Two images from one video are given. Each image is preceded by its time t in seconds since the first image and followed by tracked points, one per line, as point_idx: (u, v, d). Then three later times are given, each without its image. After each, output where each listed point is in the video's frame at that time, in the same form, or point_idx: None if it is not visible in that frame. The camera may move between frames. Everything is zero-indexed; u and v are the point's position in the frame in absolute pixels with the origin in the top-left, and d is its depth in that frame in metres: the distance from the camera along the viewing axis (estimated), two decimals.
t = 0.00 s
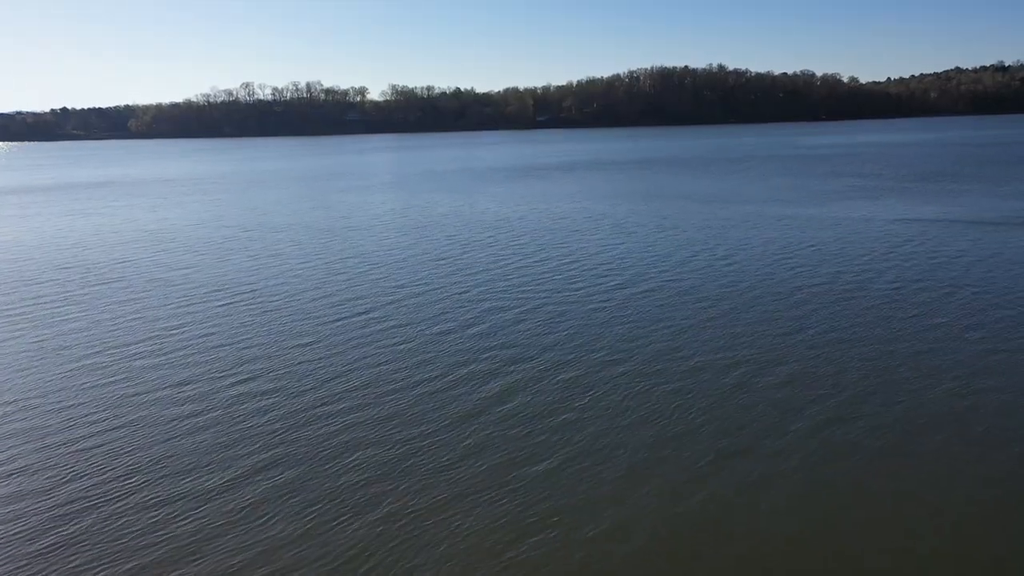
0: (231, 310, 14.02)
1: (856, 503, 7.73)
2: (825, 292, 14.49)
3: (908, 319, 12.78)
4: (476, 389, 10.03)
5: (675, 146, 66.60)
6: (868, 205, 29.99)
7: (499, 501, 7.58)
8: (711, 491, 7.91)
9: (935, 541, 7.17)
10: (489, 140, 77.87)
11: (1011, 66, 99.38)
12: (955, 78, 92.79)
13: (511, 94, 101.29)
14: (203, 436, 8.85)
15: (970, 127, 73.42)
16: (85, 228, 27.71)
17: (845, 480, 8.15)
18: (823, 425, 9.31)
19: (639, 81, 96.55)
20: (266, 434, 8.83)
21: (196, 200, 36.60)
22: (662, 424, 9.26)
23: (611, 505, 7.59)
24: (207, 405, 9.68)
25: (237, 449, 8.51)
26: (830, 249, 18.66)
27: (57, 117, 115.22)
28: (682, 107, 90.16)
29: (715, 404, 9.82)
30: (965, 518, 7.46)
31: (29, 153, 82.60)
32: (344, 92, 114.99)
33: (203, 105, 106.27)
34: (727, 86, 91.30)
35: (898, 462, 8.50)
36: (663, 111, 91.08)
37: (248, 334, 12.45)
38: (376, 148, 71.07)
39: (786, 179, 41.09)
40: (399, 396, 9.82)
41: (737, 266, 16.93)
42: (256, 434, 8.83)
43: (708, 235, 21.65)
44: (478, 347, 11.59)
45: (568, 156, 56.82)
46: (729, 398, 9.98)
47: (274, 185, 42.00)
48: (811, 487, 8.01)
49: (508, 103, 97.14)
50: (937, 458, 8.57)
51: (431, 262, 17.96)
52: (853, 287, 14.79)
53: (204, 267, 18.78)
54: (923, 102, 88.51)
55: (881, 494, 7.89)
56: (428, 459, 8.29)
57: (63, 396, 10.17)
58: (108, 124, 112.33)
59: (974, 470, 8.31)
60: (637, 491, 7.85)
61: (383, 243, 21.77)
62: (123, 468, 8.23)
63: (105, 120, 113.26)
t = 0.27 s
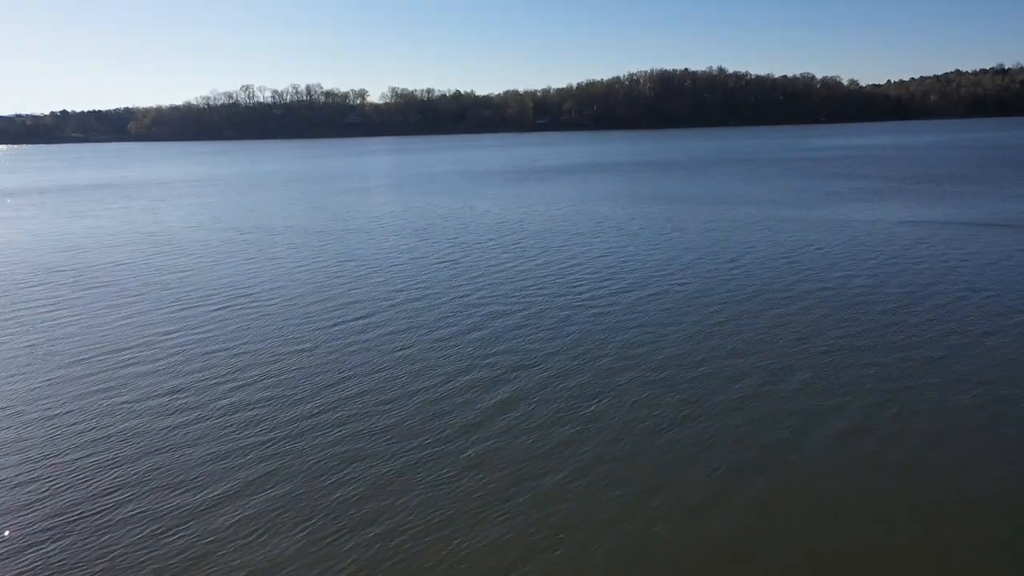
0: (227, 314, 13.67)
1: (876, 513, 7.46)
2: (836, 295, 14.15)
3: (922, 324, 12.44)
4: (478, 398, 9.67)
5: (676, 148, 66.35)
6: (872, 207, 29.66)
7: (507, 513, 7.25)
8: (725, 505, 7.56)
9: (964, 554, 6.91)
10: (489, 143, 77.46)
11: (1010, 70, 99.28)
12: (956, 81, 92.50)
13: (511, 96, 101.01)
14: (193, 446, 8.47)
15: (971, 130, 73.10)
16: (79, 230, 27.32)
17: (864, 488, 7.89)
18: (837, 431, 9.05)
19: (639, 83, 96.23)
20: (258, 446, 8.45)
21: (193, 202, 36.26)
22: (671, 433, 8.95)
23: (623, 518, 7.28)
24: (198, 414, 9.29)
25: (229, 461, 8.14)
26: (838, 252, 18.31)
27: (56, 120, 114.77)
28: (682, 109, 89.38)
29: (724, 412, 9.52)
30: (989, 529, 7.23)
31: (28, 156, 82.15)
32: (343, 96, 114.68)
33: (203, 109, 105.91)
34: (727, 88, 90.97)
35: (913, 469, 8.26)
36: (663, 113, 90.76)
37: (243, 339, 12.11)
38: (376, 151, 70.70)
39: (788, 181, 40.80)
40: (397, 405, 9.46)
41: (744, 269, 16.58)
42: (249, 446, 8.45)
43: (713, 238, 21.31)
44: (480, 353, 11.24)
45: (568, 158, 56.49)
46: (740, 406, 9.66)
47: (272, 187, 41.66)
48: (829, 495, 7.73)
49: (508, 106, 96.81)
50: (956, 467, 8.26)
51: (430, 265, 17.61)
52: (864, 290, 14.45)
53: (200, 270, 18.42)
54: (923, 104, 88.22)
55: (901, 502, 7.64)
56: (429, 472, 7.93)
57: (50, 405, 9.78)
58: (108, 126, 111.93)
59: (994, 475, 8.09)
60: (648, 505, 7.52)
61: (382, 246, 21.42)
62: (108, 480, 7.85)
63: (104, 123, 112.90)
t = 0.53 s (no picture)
0: (221, 319, 13.37)
1: (882, 519, 7.33)
2: (845, 299, 13.85)
3: (935, 330, 12.15)
4: (479, 406, 9.40)
5: (676, 150, 66.07)
6: (876, 209, 29.37)
7: (513, 529, 7.00)
8: (732, 516, 7.38)
9: (967, 556, 6.87)
10: (489, 145, 77.14)
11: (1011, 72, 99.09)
12: (955, 83, 92.18)
13: (511, 99, 100.79)
14: (183, 458, 8.17)
15: (971, 132, 72.85)
16: (75, 232, 26.99)
17: (870, 494, 7.74)
18: (843, 438, 8.85)
19: (639, 85, 96.01)
20: (250, 458, 8.15)
21: (190, 203, 35.98)
22: (675, 441, 8.71)
23: (632, 535, 7.04)
24: (189, 424, 8.98)
25: (220, 475, 7.84)
26: (845, 255, 18.00)
27: (57, 123, 113.90)
28: (682, 111, 89.41)
29: (730, 419, 9.28)
30: (993, 532, 7.17)
31: (27, 158, 81.93)
32: (344, 98, 114.38)
33: (202, 111, 105.70)
34: (727, 91, 90.74)
35: (916, 471, 8.16)
36: (663, 116, 90.50)
37: (237, 344, 11.81)
38: (376, 153, 70.52)
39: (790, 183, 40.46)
40: (395, 415, 9.16)
41: (750, 273, 16.27)
42: (241, 458, 8.15)
43: (717, 240, 21.00)
44: (480, 359, 10.95)
45: (567, 160, 56.20)
46: (746, 414, 9.41)
47: (271, 190, 41.35)
48: (837, 504, 7.56)
49: (508, 108, 96.57)
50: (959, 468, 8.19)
51: (431, 268, 17.32)
52: (874, 294, 14.15)
53: (196, 273, 18.11)
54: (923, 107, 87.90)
55: (907, 507, 7.52)
56: (428, 486, 7.64)
57: (35, 413, 9.47)
58: (108, 129, 111.76)
59: (1000, 479, 7.98)
60: (652, 514, 7.35)
61: (382, 248, 21.10)
62: (93, 494, 7.54)
63: (105, 126, 112.50)
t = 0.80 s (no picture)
0: (215, 323, 13.03)
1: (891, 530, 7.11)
2: (857, 304, 13.49)
3: (951, 336, 11.82)
4: (480, 415, 9.08)
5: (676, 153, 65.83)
6: (880, 211, 29.04)
7: (519, 548, 6.70)
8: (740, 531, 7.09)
9: (964, 555, 6.82)
10: (489, 148, 76.82)
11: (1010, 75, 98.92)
12: (955, 86, 91.95)
13: (511, 101, 100.42)
14: (171, 472, 7.80)
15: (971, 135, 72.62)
16: (70, 234, 26.65)
17: (880, 504, 7.52)
18: (851, 445, 8.63)
19: (640, 88, 95.81)
20: (241, 472, 7.78)
21: (188, 206, 35.67)
22: (678, 447, 8.50)
23: (637, 548, 6.79)
24: (178, 434, 8.62)
25: (209, 489, 7.48)
26: (853, 259, 17.65)
27: (57, 126, 113.57)
28: (682, 114, 89.29)
29: (735, 425, 9.05)
30: (993, 532, 7.11)
31: (26, 161, 81.35)
32: (343, 100, 114.06)
33: (202, 114, 105.15)
34: (727, 94, 90.45)
35: (915, 473, 8.07)
36: (663, 119, 90.26)
37: (231, 350, 11.46)
38: (375, 156, 70.25)
39: (790, 185, 40.19)
40: (393, 425, 8.81)
41: (756, 276, 15.93)
42: (231, 471, 7.78)
43: (721, 243, 20.66)
44: (482, 366, 10.61)
45: (567, 163, 55.85)
46: (755, 421, 9.15)
47: (270, 193, 40.95)
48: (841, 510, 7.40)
49: (508, 111, 96.18)
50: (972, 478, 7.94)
51: (430, 272, 16.99)
52: (885, 300, 13.80)
53: (191, 277, 17.74)
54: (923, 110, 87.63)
55: (907, 509, 7.43)
56: (426, 500, 7.31)
57: (20, 423, 9.13)
58: (108, 131, 111.07)
59: (1007, 483, 7.83)
60: (658, 530, 7.05)
61: (381, 251, 20.77)
62: (74, 510, 7.17)
63: (105, 129, 111.96)
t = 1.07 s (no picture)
0: (209, 328, 12.68)
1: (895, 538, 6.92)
2: (869, 310, 13.14)
3: (966, 342, 11.47)
4: (480, 424, 8.77)
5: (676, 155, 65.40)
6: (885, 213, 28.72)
7: (519, 561, 6.44)
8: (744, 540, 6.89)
9: (966, 557, 6.69)
10: (489, 151, 76.43)
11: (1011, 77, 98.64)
12: (955, 89, 91.69)
13: (511, 104, 100.10)
14: (158, 487, 7.43)
15: (971, 137, 72.50)
16: (65, 237, 26.27)
17: (883, 508, 7.34)
18: (861, 452, 8.38)
19: (640, 91, 95.52)
20: (232, 486, 7.42)
21: (185, 208, 35.30)
22: (681, 455, 8.26)
23: (639, 560, 6.58)
24: (167, 446, 8.25)
25: (197, 505, 7.11)
26: (861, 262, 17.29)
27: (57, 129, 113.41)
28: (682, 117, 89.03)
29: (741, 432, 8.79)
30: (994, 533, 7.00)
31: (25, 164, 80.77)
32: (343, 103, 113.90)
33: (202, 117, 104.78)
34: (727, 97, 90.24)
35: (918, 476, 7.90)
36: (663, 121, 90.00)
37: (225, 357, 11.09)
38: (375, 158, 69.91)
39: (792, 187, 39.85)
40: (391, 436, 8.46)
41: (764, 280, 15.58)
42: (220, 487, 7.42)
43: (726, 246, 20.32)
44: (482, 374, 10.26)
45: (567, 166, 55.50)
46: (761, 429, 8.86)
47: (268, 195, 40.62)
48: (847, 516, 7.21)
49: (508, 114, 95.86)
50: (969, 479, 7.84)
51: (430, 275, 16.66)
52: (897, 305, 13.44)
53: (186, 280, 17.39)
54: (922, 113, 87.44)
55: (912, 514, 7.26)
56: (423, 515, 6.99)
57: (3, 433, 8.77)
58: (108, 134, 110.54)
59: (1013, 487, 7.67)
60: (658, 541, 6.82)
61: (380, 254, 20.42)
62: (54, 528, 6.81)
63: (105, 133, 111.47)
